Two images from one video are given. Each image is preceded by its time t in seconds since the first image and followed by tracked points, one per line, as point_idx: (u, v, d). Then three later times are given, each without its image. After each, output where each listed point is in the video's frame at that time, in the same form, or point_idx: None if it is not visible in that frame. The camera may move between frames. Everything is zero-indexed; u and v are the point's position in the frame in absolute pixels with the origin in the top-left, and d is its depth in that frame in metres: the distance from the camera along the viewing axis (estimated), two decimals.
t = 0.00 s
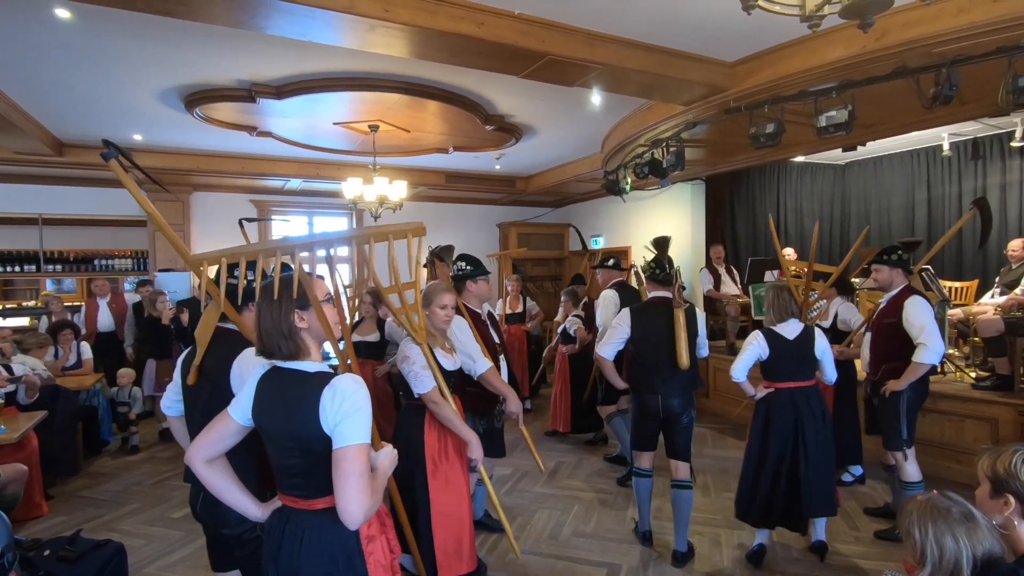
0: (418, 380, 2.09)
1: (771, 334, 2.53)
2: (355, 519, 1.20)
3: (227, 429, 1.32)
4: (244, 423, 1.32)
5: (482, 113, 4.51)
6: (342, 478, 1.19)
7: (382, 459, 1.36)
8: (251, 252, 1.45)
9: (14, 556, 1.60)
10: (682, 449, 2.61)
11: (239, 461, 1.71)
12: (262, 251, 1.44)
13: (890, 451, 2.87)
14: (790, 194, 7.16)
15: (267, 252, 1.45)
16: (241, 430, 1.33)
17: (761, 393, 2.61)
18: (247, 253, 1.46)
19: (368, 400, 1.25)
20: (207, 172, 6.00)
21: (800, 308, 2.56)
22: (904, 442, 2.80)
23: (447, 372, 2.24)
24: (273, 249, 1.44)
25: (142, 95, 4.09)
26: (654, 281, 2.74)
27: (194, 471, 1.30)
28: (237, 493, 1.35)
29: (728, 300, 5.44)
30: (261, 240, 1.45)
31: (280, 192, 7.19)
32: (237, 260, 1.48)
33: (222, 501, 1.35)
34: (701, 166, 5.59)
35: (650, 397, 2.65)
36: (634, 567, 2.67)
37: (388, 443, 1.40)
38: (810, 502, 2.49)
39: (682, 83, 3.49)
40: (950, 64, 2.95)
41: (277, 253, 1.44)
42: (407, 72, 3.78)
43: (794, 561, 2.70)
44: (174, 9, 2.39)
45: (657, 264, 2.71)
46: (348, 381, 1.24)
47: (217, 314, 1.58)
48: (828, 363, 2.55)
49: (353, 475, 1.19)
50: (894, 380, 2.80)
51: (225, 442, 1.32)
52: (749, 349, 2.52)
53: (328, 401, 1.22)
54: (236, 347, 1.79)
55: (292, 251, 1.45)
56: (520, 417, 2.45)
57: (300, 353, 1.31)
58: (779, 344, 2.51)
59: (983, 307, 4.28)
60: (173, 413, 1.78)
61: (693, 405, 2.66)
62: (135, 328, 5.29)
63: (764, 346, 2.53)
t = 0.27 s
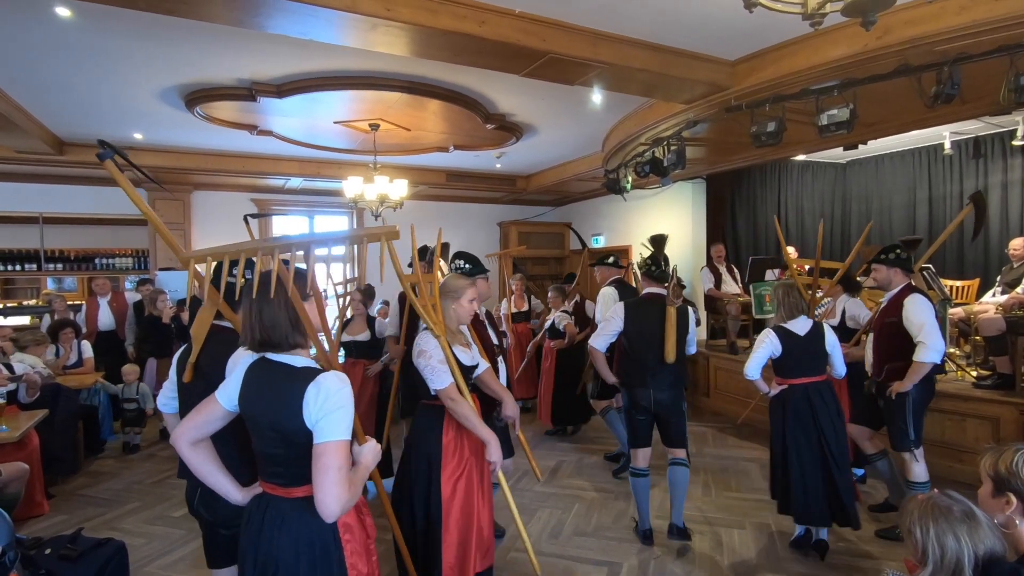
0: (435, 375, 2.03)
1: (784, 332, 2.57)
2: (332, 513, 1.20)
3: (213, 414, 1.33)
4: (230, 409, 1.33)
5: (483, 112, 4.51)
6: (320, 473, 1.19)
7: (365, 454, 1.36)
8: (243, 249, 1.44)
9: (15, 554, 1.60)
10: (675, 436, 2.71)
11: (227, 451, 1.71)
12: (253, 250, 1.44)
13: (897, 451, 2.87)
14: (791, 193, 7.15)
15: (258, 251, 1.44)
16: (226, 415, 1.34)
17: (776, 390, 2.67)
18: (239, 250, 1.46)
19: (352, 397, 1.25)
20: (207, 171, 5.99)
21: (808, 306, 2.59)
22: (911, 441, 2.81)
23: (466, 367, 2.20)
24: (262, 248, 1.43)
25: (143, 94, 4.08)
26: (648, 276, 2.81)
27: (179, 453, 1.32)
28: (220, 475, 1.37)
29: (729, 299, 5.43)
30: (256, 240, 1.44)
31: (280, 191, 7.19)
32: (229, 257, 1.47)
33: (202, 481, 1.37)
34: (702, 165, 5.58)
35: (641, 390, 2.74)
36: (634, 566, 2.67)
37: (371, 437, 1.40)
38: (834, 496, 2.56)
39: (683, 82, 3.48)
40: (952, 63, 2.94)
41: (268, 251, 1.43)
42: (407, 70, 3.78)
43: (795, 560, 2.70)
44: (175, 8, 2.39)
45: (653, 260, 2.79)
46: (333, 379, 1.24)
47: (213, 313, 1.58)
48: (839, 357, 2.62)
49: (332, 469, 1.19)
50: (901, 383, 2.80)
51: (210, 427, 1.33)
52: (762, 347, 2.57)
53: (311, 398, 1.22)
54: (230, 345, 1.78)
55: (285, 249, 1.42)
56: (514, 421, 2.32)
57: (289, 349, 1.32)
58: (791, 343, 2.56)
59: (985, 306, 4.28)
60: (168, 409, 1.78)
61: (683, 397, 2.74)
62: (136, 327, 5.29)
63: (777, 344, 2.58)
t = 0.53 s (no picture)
0: (452, 381, 2.02)
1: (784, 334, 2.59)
2: (323, 512, 1.20)
3: (210, 413, 1.32)
4: (227, 407, 1.33)
5: (483, 112, 4.51)
6: (311, 471, 1.18)
7: (361, 454, 1.36)
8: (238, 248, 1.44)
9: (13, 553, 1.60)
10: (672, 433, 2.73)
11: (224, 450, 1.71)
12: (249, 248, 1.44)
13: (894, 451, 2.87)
14: (791, 193, 7.15)
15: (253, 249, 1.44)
16: (223, 414, 1.34)
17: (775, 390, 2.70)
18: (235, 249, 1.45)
19: (346, 397, 1.24)
20: (207, 170, 5.99)
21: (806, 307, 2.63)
22: (909, 441, 2.80)
23: (482, 372, 2.15)
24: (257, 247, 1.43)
25: (143, 92, 4.08)
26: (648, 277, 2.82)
27: (177, 450, 1.32)
28: (217, 473, 1.38)
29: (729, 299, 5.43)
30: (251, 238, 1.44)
31: (280, 190, 7.18)
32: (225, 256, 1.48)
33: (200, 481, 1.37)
34: (702, 165, 5.58)
35: (640, 389, 2.72)
36: (634, 566, 2.67)
37: (366, 437, 1.40)
38: (840, 496, 2.55)
39: (684, 82, 3.48)
40: (952, 64, 2.94)
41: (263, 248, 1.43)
42: (407, 70, 3.78)
43: (794, 560, 2.70)
44: (176, 6, 2.39)
45: (651, 262, 2.80)
46: (328, 378, 1.24)
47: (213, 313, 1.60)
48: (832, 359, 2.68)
49: (324, 468, 1.18)
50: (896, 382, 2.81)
51: (207, 425, 1.33)
52: (763, 349, 2.59)
53: (306, 397, 1.21)
54: (231, 344, 1.83)
55: (285, 247, 1.42)
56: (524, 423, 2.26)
57: (286, 348, 1.33)
58: (791, 344, 2.59)
59: (984, 307, 4.28)
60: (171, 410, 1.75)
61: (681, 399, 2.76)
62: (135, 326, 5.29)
63: (777, 345, 2.60)
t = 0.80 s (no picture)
0: (480, 389, 1.97)
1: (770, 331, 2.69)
2: (332, 522, 1.18)
3: (216, 421, 1.33)
4: (233, 415, 1.34)
5: (482, 112, 4.51)
6: (321, 479, 1.17)
7: (369, 463, 1.36)
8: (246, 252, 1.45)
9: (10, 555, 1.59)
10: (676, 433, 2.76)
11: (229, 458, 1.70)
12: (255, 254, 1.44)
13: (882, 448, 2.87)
14: (789, 193, 7.16)
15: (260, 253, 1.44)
16: (230, 421, 1.35)
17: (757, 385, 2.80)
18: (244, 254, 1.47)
19: (355, 404, 1.24)
20: (205, 171, 5.98)
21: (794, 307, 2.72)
22: (898, 437, 2.80)
23: (503, 376, 2.12)
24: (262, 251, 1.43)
25: (141, 93, 4.07)
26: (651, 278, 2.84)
27: (184, 460, 1.32)
28: (224, 482, 1.37)
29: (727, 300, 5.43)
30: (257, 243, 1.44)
31: (278, 191, 7.18)
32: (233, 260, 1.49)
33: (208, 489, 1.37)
34: (700, 165, 5.59)
35: (646, 386, 2.74)
36: (633, 566, 2.66)
37: (374, 447, 1.40)
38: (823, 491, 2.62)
39: (682, 82, 3.48)
40: (949, 64, 2.95)
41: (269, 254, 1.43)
42: (406, 70, 3.78)
43: (794, 560, 2.69)
44: (174, 7, 2.39)
45: (654, 262, 2.80)
46: (336, 385, 1.24)
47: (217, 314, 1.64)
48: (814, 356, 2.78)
49: (333, 476, 1.17)
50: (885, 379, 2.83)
51: (215, 432, 1.34)
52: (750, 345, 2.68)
53: (315, 403, 1.21)
54: (237, 347, 1.76)
55: (287, 253, 1.45)
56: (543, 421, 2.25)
57: (290, 353, 1.31)
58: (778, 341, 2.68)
59: (982, 307, 4.29)
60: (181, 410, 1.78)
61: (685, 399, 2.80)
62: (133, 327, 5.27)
63: (763, 342, 2.70)
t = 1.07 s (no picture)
0: (524, 381, 1.98)
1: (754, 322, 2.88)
2: (356, 523, 1.18)
3: (233, 427, 1.32)
4: (251, 421, 1.33)
5: (482, 111, 4.51)
6: (344, 479, 1.18)
7: (390, 464, 1.36)
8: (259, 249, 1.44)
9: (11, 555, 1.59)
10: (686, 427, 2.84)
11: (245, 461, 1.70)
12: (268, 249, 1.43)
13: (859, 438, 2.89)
14: (789, 192, 7.16)
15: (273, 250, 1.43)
16: (247, 428, 1.33)
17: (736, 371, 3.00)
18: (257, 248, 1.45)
19: (376, 401, 1.24)
20: (205, 170, 5.98)
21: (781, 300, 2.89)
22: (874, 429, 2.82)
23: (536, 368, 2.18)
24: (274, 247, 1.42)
25: (141, 93, 4.07)
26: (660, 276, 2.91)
27: (201, 469, 1.31)
28: (243, 491, 1.37)
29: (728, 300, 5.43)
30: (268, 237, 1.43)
31: (278, 190, 7.18)
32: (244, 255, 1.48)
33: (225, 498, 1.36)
34: (701, 164, 5.58)
35: (664, 384, 2.83)
36: (634, 566, 2.66)
37: (396, 447, 1.40)
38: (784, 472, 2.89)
39: (682, 81, 3.48)
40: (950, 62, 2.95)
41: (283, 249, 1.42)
42: (407, 70, 3.78)
43: (795, 559, 2.69)
44: (174, 6, 2.38)
45: (662, 260, 2.90)
46: (357, 381, 1.24)
47: (230, 314, 1.63)
48: (795, 347, 2.94)
49: (356, 475, 1.18)
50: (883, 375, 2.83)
51: (230, 441, 1.32)
52: (736, 334, 2.86)
53: (335, 401, 1.21)
54: (249, 348, 1.77)
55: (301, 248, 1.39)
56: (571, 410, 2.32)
57: (310, 351, 1.31)
58: (762, 332, 2.87)
59: (982, 306, 4.29)
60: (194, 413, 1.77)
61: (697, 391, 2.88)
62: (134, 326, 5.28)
63: (749, 332, 2.87)
